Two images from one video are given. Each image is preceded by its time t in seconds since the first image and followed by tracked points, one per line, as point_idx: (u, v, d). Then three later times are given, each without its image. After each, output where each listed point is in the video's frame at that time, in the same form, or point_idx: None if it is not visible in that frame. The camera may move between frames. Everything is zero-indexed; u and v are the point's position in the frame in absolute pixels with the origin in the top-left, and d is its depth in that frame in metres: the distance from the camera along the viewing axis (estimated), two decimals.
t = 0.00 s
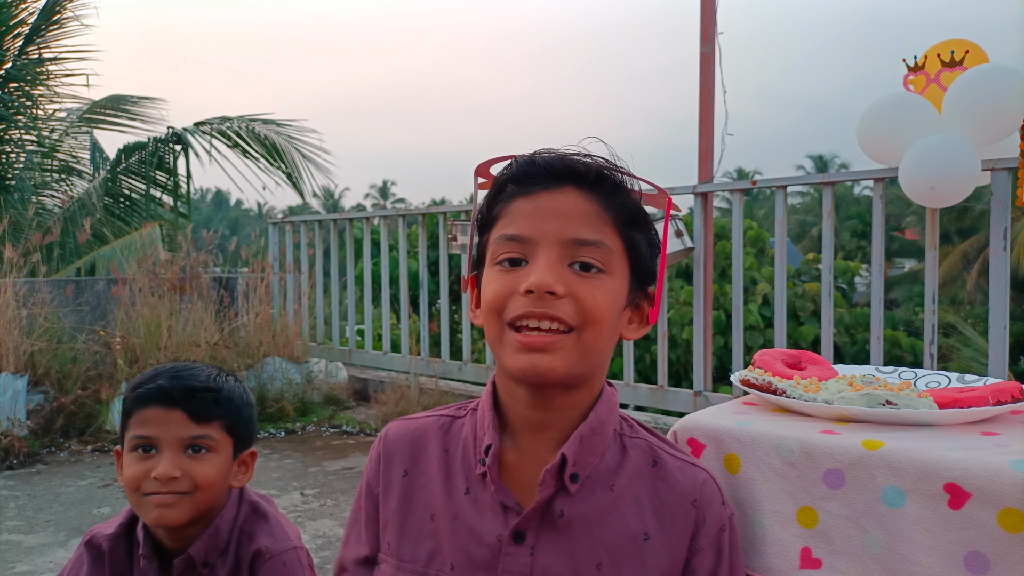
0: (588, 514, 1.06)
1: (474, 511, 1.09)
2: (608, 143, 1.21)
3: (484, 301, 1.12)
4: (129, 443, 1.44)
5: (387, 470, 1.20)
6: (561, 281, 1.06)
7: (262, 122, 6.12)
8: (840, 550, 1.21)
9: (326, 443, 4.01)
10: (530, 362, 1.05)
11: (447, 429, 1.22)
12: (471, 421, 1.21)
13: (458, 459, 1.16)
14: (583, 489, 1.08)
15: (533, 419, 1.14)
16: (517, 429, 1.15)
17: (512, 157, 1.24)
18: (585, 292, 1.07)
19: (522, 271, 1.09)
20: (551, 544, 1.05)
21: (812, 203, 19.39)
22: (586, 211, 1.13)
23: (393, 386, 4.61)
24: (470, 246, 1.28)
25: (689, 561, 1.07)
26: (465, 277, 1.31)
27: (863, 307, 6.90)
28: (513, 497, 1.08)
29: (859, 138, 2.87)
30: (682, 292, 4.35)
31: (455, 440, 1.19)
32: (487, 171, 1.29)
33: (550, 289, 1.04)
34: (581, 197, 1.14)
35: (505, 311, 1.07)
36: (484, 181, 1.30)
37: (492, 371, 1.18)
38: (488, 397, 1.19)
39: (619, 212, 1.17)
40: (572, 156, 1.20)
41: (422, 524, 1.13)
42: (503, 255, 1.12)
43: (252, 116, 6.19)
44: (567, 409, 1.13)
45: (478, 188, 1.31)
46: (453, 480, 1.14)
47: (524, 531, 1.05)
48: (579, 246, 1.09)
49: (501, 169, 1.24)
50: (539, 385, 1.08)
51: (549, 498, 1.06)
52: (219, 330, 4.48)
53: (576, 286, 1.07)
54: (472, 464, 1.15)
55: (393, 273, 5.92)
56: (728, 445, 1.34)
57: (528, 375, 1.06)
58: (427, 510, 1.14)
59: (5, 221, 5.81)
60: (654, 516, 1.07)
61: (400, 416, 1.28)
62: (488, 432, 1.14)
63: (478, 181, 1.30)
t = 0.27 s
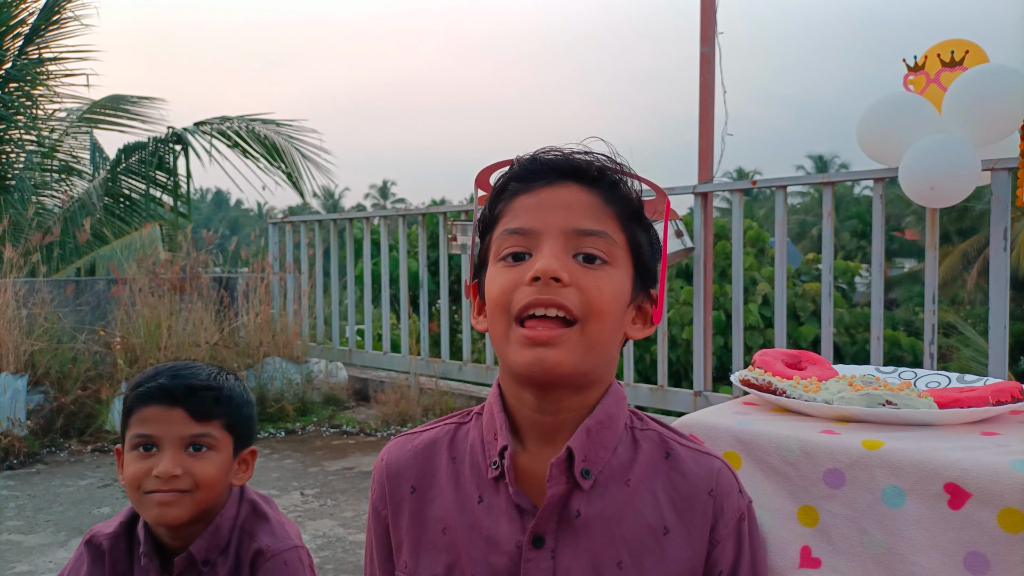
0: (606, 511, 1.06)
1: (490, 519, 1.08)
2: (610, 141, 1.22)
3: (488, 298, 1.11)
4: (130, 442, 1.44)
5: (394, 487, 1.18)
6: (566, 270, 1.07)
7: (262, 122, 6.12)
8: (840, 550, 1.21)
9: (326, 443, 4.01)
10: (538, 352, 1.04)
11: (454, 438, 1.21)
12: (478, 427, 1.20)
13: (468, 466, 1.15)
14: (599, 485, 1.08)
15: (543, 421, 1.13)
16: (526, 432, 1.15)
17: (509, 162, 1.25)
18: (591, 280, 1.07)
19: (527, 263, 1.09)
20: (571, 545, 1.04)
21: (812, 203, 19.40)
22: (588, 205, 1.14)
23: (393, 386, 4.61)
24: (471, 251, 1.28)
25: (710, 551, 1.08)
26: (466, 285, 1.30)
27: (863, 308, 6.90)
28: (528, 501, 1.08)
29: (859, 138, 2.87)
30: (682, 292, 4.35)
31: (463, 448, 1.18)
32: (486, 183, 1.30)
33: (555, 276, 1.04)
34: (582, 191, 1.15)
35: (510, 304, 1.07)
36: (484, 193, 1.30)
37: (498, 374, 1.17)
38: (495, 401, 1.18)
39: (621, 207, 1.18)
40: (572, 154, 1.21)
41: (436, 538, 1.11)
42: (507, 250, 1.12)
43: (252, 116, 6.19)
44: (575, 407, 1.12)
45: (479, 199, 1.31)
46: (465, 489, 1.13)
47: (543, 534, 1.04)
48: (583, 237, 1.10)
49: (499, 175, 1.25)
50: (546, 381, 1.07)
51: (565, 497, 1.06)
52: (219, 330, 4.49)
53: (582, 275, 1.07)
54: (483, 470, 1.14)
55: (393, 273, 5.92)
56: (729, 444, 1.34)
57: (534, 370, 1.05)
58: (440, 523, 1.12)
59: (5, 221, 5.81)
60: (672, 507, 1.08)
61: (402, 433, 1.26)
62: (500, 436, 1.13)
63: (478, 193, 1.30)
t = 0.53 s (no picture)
0: (615, 498, 1.07)
1: (495, 503, 1.08)
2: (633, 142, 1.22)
3: (504, 298, 1.11)
4: (131, 442, 1.44)
5: (394, 469, 1.17)
6: (584, 276, 1.06)
7: (262, 122, 6.12)
8: (842, 549, 1.21)
9: (326, 443, 4.01)
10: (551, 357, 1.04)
11: (457, 423, 1.21)
12: (482, 413, 1.20)
13: (473, 451, 1.15)
14: (607, 474, 1.09)
15: (550, 422, 1.12)
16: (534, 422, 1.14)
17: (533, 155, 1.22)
18: (607, 288, 1.07)
19: (545, 266, 1.08)
20: (579, 531, 1.05)
21: (812, 203, 19.39)
22: (608, 208, 1.13)
23: (393, 386, 4.61)
24: (485, 243, 1.27)
25: (717, 540, 1.10)
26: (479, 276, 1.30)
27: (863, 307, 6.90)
28: (535, 486, 1.08)
29: (859, 138, 2.87)
30: (682, 292, 4.35)
31: (467, 433, 1.18)
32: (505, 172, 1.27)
33: (573, 284, 1.04)
34: (603, 193, 1.14)
35: (526, 308, 1.07)
36: (501, 181, 1.26)
37: (507, 368, 1.16)
38: (501, 393, 1.17)
39: (640, 210, 1.18)
40: (594, 153, 1.20)
41: (438, 521, 1.11)
42: (524, 250, 1.12)
43: (252, 115, 6.19)
44: (583, 409, 1.12)
45: (495, 188, 1.27)
46: (469, 473, 1.13)
47: (551, 520, 1.05)
48: (602, 242, 1.10)
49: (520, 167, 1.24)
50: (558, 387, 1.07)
51: (573, 484, 1.07)
52: (219, 330, 4.49)
53: (598, 282, 1.07)
54: (488, 456, 1.14)
55: (392, 273, 5.92)
56: (729, 444, 1.34)
57: (547, 378, 1.05)
58: (442, 506, 1.12)
59: (5, 220, 5.81)
60: (680, 497, 1.10)
61: (402, 416, 1.26)
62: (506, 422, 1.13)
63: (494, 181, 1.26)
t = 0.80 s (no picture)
0: (615, 503, 1.07)
1: (496, 506, 1.08)
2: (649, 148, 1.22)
3: (515, 303, 1.11)
4: (132, 442, 1.44)
5: (397, 470, 1.17)
6: (598, 290, 1.06)
7: (262, 122, 6.12)
8: (842, 549, 1.21)
9: (326, 443, 4.01)
10: (561, 368, 1.05)
11: (459, 425, 1.21)
12: (485, 416, 1.20)
13: (475, 453, 1.15)
14: (607, 480, 1.10)
15: (554, 423, 1.13)
16: (536, 426, 1.15)
17: (547, 153, 1.24)
18: (620, 302, 1.07)
19: (559, 276, 1.08)
20: (578, 535, 1.05)
21: (812, 203, 19.39)
22: (624, 219, 1.13)
23: (393, 386, 4.61)
24: (494, 238, 1.27)
25: (713, 548, 1.11)
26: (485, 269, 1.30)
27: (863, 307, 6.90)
28: (536, 490, 1.08)
29: (859, 138, 2.87)
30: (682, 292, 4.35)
31: (469, 435, 1.18)
32: (514, 163, 1.28)
33: (588, 298, 1.04)
34: (619, 202, 1.14)
35: (538, 317, 1.06)
36: (508, 172, 1.28)
37: (513, 369, 1.17)
38: (505, 391, 1.18)
39: (654, 220, 1.18)
40: (612, 159, 1.20)
41: (439, 523, 1.11)
42: (537, 256, 1.11)
43: (252, 116, 6.19)
44: (587, 412, 1.14)
45: (502, 177, 1.29)
46: (470, 475, 1.13)
47: (550, 524, 1.05)
48: (617, 254, 1.10)
49: (536, 165, 1.23)
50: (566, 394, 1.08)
51: (574, 488, 1.07)
52: (219, 330, 4.49)
53: (611, 295, 1.07)
54: (489, 458, 1.14)
55: (392, 273, 5.92)
56: (729, 445, 1.34)
57: (557, 386, 1.06)
58: (443, 508, 1.12)
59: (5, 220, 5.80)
60: (677, 505, 1.11)
61: (404, 419, 1.25)
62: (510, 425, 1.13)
63: (503, 172, 1.28)
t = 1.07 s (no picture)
0: (611, 507, 1.07)
1: (492, 514, 1.09)
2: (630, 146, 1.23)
3: (502, 304, 1.11)
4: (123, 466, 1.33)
5: (392, 481, 1.17)
6: (586, 287, 1.06)
7: (262, 122, 6.12)
8: (842, 549, 1.21)
9: (326, 443, 4.01)
10: (553, 367, 1.05)
11: (452, 433, 1.21)
12: (478, 423, 1.21)
13: (469, 461, 1.15)
14: (602, 483, 1.10)
15: (547, 422, 1.14)
16: (530, 430, 1.15)
17: (527, 155, 1.24)
18: (608, 298, 1.07)
19: (546, 275, 1.08)
20: (576, 540, 1.05)
21: (812, 204, 19.39)
22: (609, 215, 1.13)
23: (393, 386, 4.61)
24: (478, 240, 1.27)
25: (710, 548, 1.11)
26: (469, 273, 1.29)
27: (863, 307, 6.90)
28: (532, 498, 1.08)
29: (859, 138, 2.87)
30: (682, 292, 4.35)
31: (463, 443, 1.19)
32: (495, 166, 1.29)
33: (576, 296, 1.04)
34: (603, 199, 1.15)
35: (527, 317, 1.06)
36: (489, 175, 1.30)
37: (503, 371, 1.17)
38: (497, 396, 1.18)
39: (638, 216, 1.19)
40: (594, 156, 1.20)
41: (435, 532, 1.11)
42: (523, 256, 1.11)
43: (252, 116, 6.19)
44: (579, 409, 1.14)
45: (483, 181, 1.30)
46: (466, 483, 1.13)
47: (547, 530, 1.05)
48: (602, 251, 1.10)
49: (517, 166, 1.23)
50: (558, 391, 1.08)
51: (569, 494, 1.07)
52: (219, 330, 4.51)
53: (600, 291, 1.07)
54: (484, 466, 1.14)
55: (393, 273, 5.92)
56: (728, 445, 1.34)
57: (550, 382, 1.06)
58: (439, 518, 1.12)
59: (4, 220, 5.80)
60: (673, 506, 1.11)
61: (397, 428, 1.26)
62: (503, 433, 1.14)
63: (484, 175, 1.30)
